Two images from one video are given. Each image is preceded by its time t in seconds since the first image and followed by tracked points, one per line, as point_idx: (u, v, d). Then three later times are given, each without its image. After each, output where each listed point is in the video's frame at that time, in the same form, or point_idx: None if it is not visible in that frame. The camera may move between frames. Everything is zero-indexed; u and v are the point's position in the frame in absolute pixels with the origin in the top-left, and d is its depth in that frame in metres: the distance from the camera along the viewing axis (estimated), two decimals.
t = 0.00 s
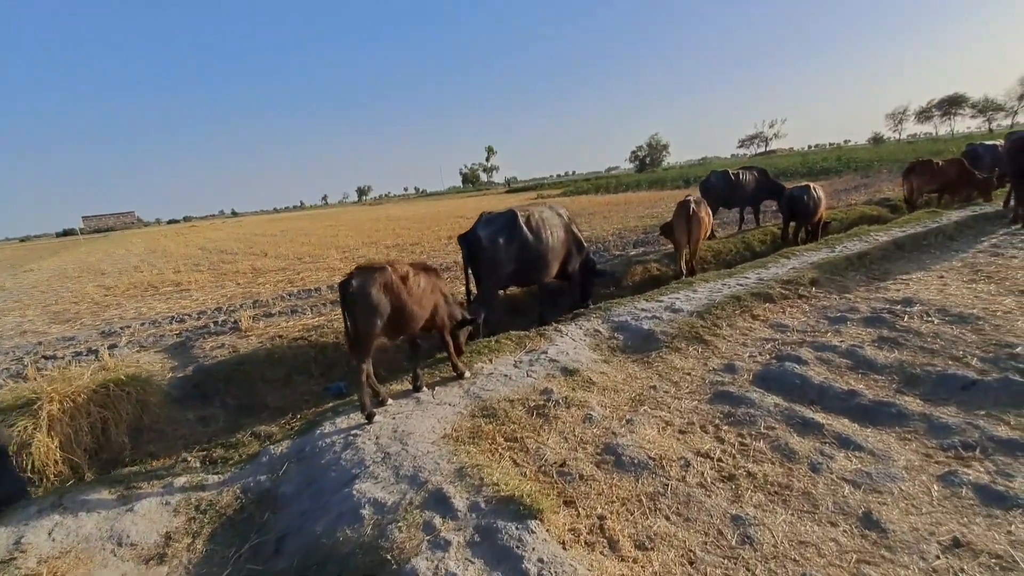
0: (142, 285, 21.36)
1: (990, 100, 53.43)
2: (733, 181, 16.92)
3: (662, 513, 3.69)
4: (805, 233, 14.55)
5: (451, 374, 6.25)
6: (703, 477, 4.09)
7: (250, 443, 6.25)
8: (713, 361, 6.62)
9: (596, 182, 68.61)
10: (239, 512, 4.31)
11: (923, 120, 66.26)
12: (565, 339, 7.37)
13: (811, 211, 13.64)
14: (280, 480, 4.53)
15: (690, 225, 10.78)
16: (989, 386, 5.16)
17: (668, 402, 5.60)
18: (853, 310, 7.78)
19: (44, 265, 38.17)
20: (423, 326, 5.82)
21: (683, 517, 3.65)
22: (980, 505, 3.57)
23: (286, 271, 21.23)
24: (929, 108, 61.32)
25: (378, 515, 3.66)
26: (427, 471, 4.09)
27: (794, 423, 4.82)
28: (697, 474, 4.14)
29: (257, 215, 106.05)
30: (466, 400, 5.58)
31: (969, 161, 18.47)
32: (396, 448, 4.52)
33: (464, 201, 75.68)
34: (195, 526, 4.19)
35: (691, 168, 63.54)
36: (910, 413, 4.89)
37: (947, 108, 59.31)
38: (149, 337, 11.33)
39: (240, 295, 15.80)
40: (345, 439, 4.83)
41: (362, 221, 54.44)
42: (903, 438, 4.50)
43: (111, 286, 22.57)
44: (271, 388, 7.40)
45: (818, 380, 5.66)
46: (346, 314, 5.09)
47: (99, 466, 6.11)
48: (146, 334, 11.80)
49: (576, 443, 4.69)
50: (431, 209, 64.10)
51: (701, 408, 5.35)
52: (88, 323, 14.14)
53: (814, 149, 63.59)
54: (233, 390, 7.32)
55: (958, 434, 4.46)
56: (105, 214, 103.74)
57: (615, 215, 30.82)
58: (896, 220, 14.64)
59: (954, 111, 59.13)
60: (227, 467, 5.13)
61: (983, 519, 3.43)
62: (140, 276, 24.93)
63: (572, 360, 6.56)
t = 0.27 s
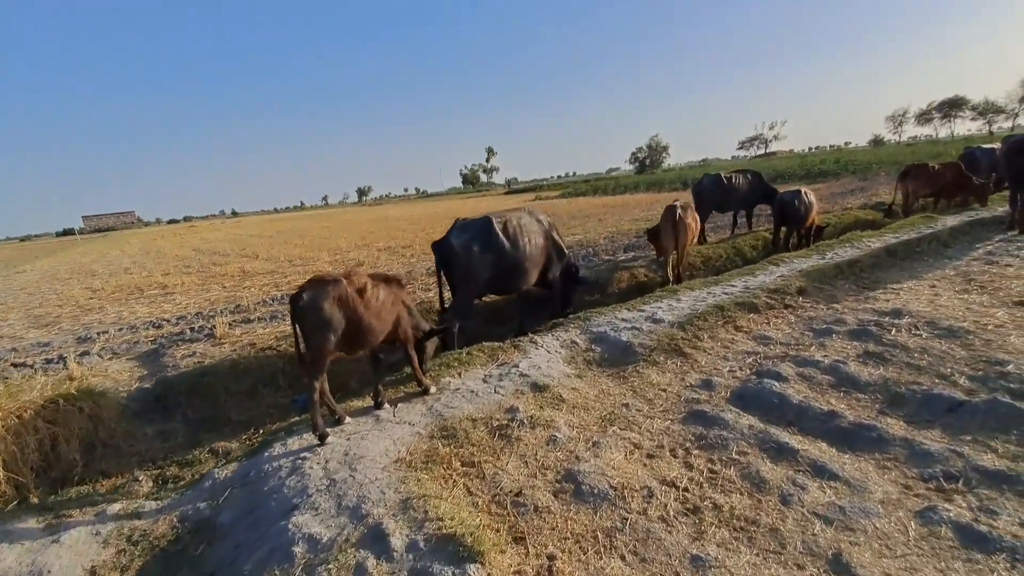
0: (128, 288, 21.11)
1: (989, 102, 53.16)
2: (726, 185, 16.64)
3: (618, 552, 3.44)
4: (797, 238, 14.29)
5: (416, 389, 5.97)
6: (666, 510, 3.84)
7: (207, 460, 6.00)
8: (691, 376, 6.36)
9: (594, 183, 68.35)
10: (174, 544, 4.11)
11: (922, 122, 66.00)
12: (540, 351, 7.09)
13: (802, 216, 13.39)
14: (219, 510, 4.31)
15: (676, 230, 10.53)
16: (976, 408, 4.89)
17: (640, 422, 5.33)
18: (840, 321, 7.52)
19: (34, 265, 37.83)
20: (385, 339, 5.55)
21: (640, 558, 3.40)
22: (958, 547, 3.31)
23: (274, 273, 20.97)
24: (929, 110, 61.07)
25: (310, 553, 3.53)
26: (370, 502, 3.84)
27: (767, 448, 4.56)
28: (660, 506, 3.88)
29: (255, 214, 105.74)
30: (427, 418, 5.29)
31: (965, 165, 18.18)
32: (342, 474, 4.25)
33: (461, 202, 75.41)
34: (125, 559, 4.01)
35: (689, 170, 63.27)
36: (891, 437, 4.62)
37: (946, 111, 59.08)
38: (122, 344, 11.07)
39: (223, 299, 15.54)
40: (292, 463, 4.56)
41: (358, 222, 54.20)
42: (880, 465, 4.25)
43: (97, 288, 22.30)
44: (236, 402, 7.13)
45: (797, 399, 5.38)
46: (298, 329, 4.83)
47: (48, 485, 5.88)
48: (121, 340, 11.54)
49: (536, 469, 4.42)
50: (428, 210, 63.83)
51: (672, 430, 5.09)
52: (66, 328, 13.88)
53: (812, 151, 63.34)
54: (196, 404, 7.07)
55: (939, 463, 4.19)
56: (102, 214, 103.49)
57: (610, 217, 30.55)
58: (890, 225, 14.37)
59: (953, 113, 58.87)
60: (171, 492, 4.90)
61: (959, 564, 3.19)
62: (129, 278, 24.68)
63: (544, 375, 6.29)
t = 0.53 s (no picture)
0: (115, 289, 20.84)
1: (986, 106, 53.12)
2: (719, 189, 16.47)
3: None
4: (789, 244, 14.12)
5: (388, 405, 5.76)
6: (637, 544, 3.65)
7: (172, 478, 5.79)
8: (674, 393, 6.17)
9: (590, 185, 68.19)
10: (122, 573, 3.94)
11: (919, 126, 65.99)
12: (520, 364, 6.90)
13: (795, 221, 13.23)
14: (168, 540, 4.10)
15: (665, 238, 10.36)
16: (965, 432, 4.71)
17: (618, 442, 5.14)
18: (829, 334, 7.34)
19: (24, 264, 37.48)
20: (355, 355, 5.34)
21: None
22: None
23: (263, 276, 20.74)
24: (926, 113, 61.02)
25: None
26: (324, 535, 3.69)
27: (747, 474, 4.38)
28: (631, 539, 3.69)
29: (250, 213, 105.26)
30: (397, 438, 5.08)
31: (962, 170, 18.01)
32: (300, 502, 4.06)
33: (457, 202, 75.17)
34: None
35: (686, 172, 63.15)
36: (876, 463, 4.43)
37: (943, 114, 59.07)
38: (100, 351, 10.83)
39: (208, 303, 15.31)
40: (249, 488, 4.36)
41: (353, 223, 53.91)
42: (863, 495, 4.07)
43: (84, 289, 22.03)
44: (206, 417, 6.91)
45: (781, 419, 5.20)
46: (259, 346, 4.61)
47: (8, 505, 5.87)
48: (99, 346, 11.31)
49: (504, 496, 4.22)
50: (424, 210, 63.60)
51: (651, 452, 4.90)
52: (46, 332, 13.63)
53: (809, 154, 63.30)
54: (165, 417, 6.85)
55: (926, 494, 4.00)
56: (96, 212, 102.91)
57: (604, 220, 30.36)
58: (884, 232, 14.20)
59: (950, 116, 58.84)
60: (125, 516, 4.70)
61: None
62: (117, 279, 24.40)
63: (523, 391, 6.08)
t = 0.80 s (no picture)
0: (60, 288, 19.71)
1: (940, 114, 55.21)
2: (686, 191, 16.48)
3: None
4: (753, 246, 14.18)
5: (331, 417, 5.37)
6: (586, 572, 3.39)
7: (90, 498, 5.28)
8: (634, 400, 5.95)
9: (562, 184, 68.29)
10: None
11: (878, 132, 68.21)
12: (476, 371, 6.58)
13: (758, 223, 13.27)
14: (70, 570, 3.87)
15: (630, 239, 10.20)
16: (925, 441, 4.60)
17: (573, 455, 4.87)
18: (791, 338, 7.24)
19: None
20: (291, 363, 4.95)
21: None
22: None
23: (220, 274, 19.91)
24: (884, 119, 63.08)
25: None
26: (239, 570, 3.39)
27: (704, 489, 4.17)
28: (580, 565, 3.43)
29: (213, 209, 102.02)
30: (336, 454, 4.71)
31: (920, 175, 18.44)
32: (217, 530, 3.76)
33: (428, 200, 74.33)
34: None
35: (656, 173, 63.78)
36: (836, 475, 4.27)
37: (901, 121, 61.14)
38: (30, 354, 10.08)
39: (156, 304, 14.53)
40: (164, 514, 4.04)
41: (319, 220, 52.66)
42: (823, 511, 3.90)
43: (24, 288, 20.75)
44: (134, 429, 6.38)
45: (741, 429, 5.02)
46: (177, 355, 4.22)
47: None
48: (30, 350, 10.53)
49: (447, 517, 3.90)
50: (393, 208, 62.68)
51: (606, 465, 4.65)
52: None
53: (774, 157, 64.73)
54: (89, 430, 6.31)
55: (886, 509, 3.85)
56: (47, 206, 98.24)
57: (574, 220, 30.26)
58: (844, 234, 14.40)
59: (907, 123, 60.96)
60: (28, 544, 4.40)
61: None
62: (63, 276, 23.12)
63: (476, 399, 5.77)
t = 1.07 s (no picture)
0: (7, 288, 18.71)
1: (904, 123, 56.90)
2: (658, 195, 16.45)
3: None
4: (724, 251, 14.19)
5: (276, 436, 5.04)
6: None
7: (9, 526, 4.83)
8: (599, 415, 5.74)
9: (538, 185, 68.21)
10: None
11: (845, 138, 69.98)
12: (435, 383, 6.29)
13: (728, 229, 13.26)
14: None
15: (599, 244, 10.03)
16: (890, 459, 4.49)
17: (532, 476, 4.63)
18: (758, 348, 7.15)
19: None
20: (230, 380, 4.61)
21: None
22: None
23: (180, 275, 19.15)
24: (851, 126, 64.71)
25: None
26: None
27: (666, 514, 3.98)
28: None
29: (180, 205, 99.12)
30: (276, 478, 4.38)
31: (886, 182, 18.75)
32: (134, 570, 3.43)
33: (403, 200, 73.45)
34: None
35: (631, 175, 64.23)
36: (802, 497, 4.11)
37: (867, 128, 62.79)
38: None
39: (108, 307, 13.83)
40: (78, 550, 3.68)
41: (290, 218, 51.49)
42: (787, 538, 3.74)
43: None
44: (65, 447, 5.92)
45: (706, 446, 4.85)
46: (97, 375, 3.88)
47: None
48: None
49: (391, 551, 3.62)
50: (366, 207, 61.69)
51: (566, 487, 4.41)
52: None
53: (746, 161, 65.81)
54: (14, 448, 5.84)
55: (851, 535, 3.71)
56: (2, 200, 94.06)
57: (549, 222, 30.14)
58: (812, 241, 14.52)
59: (873, 131, 62.64)
60: None
61: None
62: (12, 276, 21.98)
63: (433, 415, 5.48)
